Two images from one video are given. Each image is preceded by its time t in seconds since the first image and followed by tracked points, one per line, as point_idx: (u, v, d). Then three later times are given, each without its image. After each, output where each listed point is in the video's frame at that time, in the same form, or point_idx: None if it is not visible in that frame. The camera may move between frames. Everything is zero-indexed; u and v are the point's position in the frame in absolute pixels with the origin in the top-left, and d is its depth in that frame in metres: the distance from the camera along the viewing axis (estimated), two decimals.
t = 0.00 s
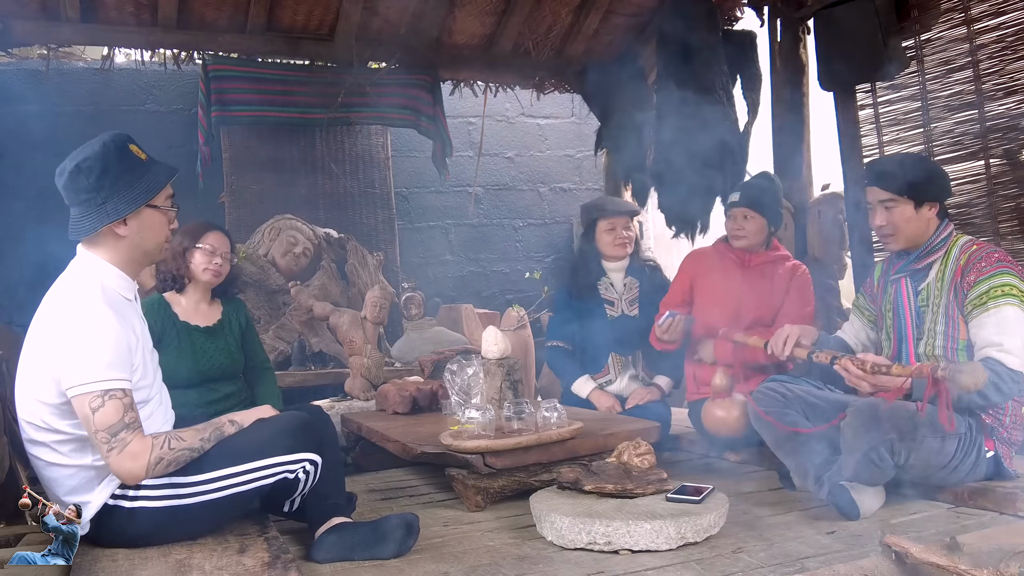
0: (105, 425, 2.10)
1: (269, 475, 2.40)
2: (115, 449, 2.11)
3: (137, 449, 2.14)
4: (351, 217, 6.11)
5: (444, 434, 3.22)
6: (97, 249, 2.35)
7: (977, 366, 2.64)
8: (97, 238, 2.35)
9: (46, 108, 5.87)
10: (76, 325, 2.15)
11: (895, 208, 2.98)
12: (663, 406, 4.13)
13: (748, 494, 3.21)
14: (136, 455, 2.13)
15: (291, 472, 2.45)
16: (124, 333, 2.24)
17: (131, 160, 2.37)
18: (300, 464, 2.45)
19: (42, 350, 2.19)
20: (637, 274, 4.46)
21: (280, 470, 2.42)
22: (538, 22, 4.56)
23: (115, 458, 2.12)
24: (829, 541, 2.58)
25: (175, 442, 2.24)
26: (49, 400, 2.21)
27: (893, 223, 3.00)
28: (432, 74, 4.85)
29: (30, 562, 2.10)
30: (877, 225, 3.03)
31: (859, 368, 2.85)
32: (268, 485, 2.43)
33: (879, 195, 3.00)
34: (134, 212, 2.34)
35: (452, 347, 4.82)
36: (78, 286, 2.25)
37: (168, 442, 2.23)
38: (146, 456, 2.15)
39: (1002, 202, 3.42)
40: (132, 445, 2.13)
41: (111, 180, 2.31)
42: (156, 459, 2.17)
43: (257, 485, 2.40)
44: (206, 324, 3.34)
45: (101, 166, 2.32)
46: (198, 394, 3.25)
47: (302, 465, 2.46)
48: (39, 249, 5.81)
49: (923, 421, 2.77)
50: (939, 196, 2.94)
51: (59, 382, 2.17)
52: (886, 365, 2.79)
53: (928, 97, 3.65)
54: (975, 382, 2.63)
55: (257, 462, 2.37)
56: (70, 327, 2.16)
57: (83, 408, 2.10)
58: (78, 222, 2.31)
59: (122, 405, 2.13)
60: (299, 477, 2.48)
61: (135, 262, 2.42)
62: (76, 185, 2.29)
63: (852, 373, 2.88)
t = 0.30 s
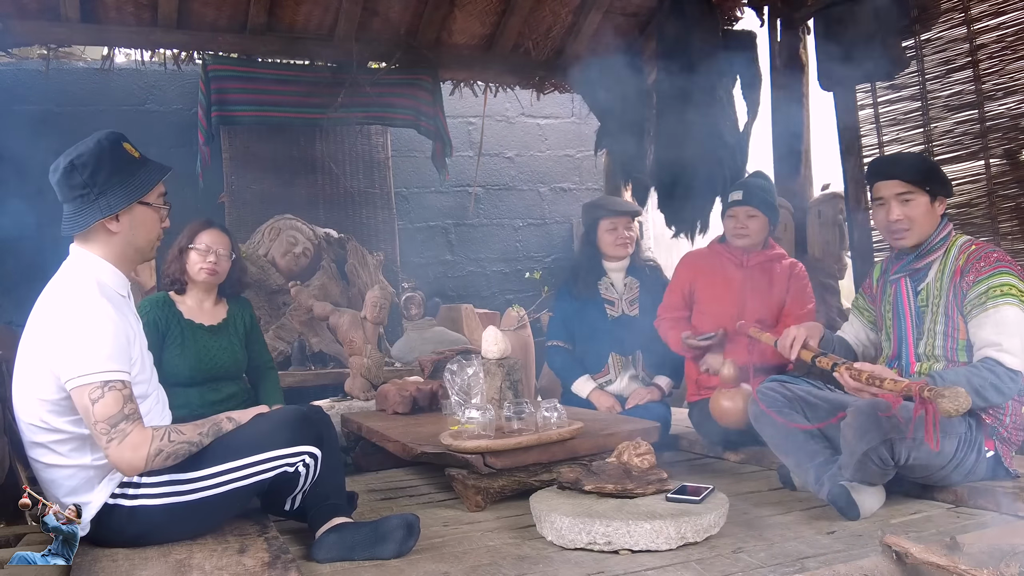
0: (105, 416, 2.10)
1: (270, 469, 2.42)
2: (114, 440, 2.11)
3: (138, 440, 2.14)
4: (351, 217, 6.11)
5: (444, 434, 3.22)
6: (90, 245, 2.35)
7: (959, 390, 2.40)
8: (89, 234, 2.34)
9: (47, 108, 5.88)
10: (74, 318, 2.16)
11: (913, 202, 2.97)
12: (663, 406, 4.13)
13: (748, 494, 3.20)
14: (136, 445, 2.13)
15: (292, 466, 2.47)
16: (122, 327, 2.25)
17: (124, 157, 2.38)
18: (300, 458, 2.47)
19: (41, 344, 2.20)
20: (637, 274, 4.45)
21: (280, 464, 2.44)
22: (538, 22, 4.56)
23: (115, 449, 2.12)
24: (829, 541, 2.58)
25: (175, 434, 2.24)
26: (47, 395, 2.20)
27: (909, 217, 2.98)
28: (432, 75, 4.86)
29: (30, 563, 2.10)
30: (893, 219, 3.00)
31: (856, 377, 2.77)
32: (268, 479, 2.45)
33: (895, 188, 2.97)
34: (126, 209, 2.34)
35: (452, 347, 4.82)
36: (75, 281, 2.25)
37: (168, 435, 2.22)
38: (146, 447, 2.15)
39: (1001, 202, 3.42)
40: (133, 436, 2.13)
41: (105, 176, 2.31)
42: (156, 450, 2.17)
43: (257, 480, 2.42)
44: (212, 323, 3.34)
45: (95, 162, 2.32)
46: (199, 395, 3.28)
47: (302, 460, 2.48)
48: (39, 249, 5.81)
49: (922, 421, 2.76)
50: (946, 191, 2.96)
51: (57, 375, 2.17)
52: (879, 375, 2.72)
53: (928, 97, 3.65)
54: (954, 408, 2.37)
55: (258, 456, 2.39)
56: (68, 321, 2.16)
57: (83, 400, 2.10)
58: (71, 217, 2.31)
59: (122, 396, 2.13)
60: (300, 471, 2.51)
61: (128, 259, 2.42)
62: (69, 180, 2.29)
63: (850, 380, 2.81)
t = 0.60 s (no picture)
0: (105, 413, 2.10)
1: (269, 465, 2.41)
2: (113, 437, 2.11)
3: (137, 437, 2.14)
4: (351, 217, 6.11)
5: (444, 434, 3.22)
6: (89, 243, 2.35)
7: (952, 399, 2.40)
8: (87, 233, 2.35)
9: (47, 108, 5.88)
10: (75, 315, 2.16)
11: (922, 199, 2.98)
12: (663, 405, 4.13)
13: (749, 494, 3.20)
14: (135, 443, 2.14)
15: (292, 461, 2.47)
16: (123, 325, 2.25)
17: (121, 156, 2.38)
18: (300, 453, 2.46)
19: (42, 341, 2.20)
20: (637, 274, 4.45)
21: (280, 460, 2.43)
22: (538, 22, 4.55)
23: (114, 446, 2.12)
24: (829, 542, 2.58)
25: (174, 433, 2.24)
26: (48, 391, 2.21)
27: (917, 213, 2.98)
28: (431, 75, 4.86)
29: (30, 563, 2.10)
30: (902, 215, 2.99)
31: (855, 381, 2.75)
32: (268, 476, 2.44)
33: (904, 185, 2.98)
34: (121, 208, 2.34)
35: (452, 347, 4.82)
36: (77, 279, 2.26)
37: (166, 433, 2.22)
38: (145, 445, 2.15)
39: (1001, 202, 3.42)
40: (132, 432, 2.13)
41: (99, 174, 2.32)
42: (155, 447, 2.17)
43: (257, 476, 2.41)
44: (213, 322, 3.35)
45: (91, 160, 2.33)
46: (198, 395, 3.28)
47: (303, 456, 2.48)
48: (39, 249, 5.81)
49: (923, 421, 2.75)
50: (951, 191, 2.99)
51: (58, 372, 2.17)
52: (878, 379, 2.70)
53: (928, 97, 3.66)
54: (946, 416, 2.36)
55: (257, 452, 2.39)
56: (70, 317, 2.16)
57: (83, 396, 2.10)
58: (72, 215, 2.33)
59: (122, 393, 2.13)
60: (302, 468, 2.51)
61: (128, 260, 2.42)
62: (68, 178, 2.31)
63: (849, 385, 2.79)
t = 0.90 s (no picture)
0: (102, 413, 2.10)
1: (270, 471, 2.41)
2: (111, 437, 2.11)
3: (134, 438, 2.14)
4: (351, 217, 6.11)
5: (444, 434, 3.22)
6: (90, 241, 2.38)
7: (944, 407, 2.58)
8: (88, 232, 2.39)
9: (47, 108, 5.88)
10: (74, 316, 2.17)
11: (923, 198, 2.97)
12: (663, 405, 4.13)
13: (749, 494, 3.20)
14: (132, 443, 2.14)
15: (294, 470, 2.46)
16: (122, 325, 2.26)
17: (107, 153, 2.35)
18: (302, 461, 2.46)
19: (42, 341, 2.21)
20: (637, 274, 4.45)
21: (281, 467, 2.43)
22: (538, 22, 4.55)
23: (112, 446, 2.12)
24: (829, 542, 2.58)
25: (173, 434, 2.24)
26: (47, 390, 2.21)
27: (919, 212, 2.97)
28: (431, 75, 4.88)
29: (30, 562, 2.10)
30: (903, 213, 2.99)
31: (851, 384, 2.76)
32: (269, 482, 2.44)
33: (906, 183, 2.97)
34: (103, 206, 2.32)
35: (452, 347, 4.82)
36: (78, 279, 2.26)
37: (164, 434, 2.22)
38: (141, 446, 2.15)
39: (1001, 202, 3.42)
40: (129, 433, 2.13)
41: (83, 173, 2.33)
42: (152, 448, 2.17)
43: (257, 481, 2.40)
44: (214, 322, 3.33)
45: (78, 159, 2.35)
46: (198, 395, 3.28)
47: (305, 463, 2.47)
48: (39, 249, 5.81)
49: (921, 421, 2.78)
50: (953, 191, 2.98)
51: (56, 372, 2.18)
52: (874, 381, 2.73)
53: (927, 97, 3.66)
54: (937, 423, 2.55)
55: (258, 457, 2.38)
56: (69, 318, 2.17)
57: (80, 396, 2.11)
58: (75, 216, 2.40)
59: (119, 394, 2.13)
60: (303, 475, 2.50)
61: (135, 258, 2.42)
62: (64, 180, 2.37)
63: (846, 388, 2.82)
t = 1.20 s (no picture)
0: (100, 416, 2.10)
1: (271, 475, 2.40)
2: (109, 440, 2.11)
3: (132, 441, 2.14)
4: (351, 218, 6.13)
5: (444, 434, 3.22)
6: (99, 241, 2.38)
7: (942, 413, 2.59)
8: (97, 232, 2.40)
9: (46, 108, 5.87)
10: (75, 317, 2.17)
11: (925, 196, 2.96)
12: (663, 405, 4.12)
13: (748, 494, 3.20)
14: (130, 447, 2.14)
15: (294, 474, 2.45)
16: (123, 327, 2.25)
17: (116, 155, 2.35)
18: (302, 466, 2.45)
19: (43, 342, 2.21)
20: (638, 274, 4.45)
21: (281, 471, 2.42)
22: (538, 22, 4.55)
23: (110, 449, 2.12)
24: (829, 541, 2.58)
25: (172, 437, 2.24)
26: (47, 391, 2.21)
27: (918, 210, 2.97)
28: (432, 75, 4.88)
29: (30, 562, 2.10)
30: (903, 211, 2.98)
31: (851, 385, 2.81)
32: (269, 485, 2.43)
33: (907, 181, 2.97)
34: (112, 207, 2.32)
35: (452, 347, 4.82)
36: (80, 280, 2.26)
37: (163, 437, 2.22)
38: (139, 450, 2.15)
39: (1002, 202, 3.43)
40: (128, 436, 2.13)
41: (93, 174, 2.34)
42: (151, 452, 2.17)
43: (257, 485, 2.40)
44: (212, 323, 3.34)
45: (89, 161, 2.35)
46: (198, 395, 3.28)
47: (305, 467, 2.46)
48: (39, 249, 5.82)
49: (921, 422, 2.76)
50: (954, 190, 2.98)
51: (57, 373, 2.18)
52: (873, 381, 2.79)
53: (927, 97, 3.66)
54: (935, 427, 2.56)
55: (257, 462, 2.38)
56: (70, 319, 2.17)
57: (79, 399, 2.11)
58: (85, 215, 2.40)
59: (118, 397, 2.13)
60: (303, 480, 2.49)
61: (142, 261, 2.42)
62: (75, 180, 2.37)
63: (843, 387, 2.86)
